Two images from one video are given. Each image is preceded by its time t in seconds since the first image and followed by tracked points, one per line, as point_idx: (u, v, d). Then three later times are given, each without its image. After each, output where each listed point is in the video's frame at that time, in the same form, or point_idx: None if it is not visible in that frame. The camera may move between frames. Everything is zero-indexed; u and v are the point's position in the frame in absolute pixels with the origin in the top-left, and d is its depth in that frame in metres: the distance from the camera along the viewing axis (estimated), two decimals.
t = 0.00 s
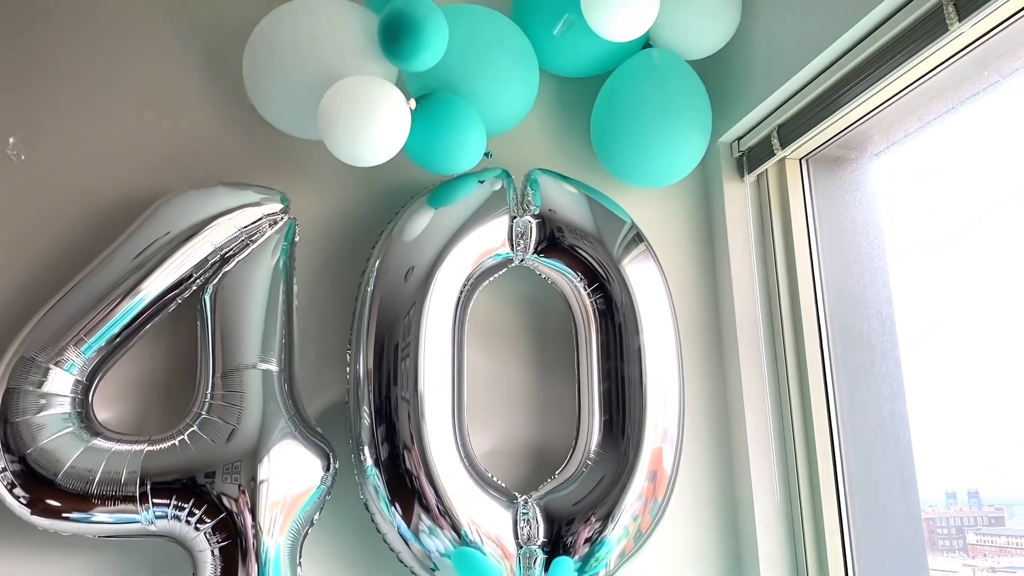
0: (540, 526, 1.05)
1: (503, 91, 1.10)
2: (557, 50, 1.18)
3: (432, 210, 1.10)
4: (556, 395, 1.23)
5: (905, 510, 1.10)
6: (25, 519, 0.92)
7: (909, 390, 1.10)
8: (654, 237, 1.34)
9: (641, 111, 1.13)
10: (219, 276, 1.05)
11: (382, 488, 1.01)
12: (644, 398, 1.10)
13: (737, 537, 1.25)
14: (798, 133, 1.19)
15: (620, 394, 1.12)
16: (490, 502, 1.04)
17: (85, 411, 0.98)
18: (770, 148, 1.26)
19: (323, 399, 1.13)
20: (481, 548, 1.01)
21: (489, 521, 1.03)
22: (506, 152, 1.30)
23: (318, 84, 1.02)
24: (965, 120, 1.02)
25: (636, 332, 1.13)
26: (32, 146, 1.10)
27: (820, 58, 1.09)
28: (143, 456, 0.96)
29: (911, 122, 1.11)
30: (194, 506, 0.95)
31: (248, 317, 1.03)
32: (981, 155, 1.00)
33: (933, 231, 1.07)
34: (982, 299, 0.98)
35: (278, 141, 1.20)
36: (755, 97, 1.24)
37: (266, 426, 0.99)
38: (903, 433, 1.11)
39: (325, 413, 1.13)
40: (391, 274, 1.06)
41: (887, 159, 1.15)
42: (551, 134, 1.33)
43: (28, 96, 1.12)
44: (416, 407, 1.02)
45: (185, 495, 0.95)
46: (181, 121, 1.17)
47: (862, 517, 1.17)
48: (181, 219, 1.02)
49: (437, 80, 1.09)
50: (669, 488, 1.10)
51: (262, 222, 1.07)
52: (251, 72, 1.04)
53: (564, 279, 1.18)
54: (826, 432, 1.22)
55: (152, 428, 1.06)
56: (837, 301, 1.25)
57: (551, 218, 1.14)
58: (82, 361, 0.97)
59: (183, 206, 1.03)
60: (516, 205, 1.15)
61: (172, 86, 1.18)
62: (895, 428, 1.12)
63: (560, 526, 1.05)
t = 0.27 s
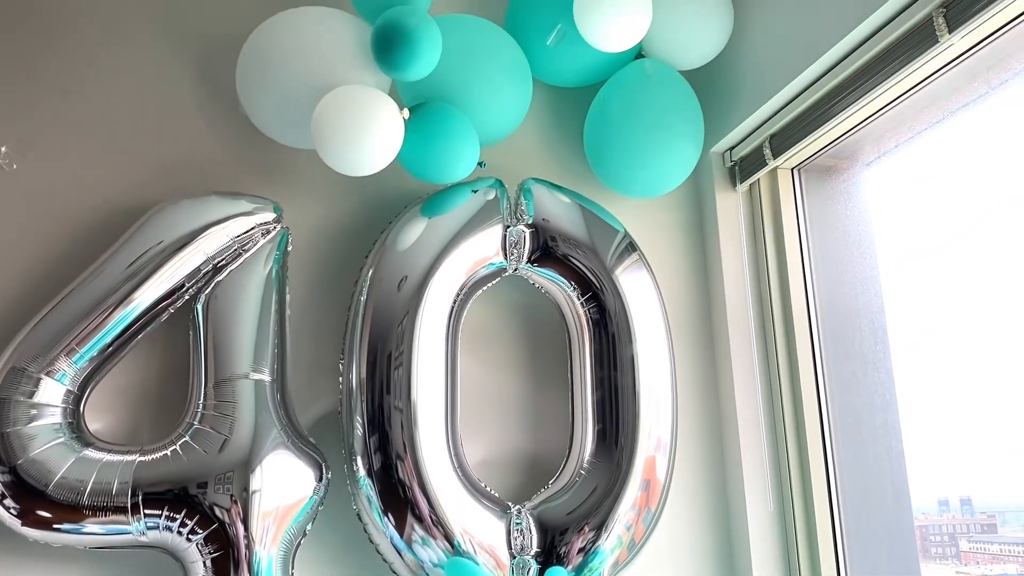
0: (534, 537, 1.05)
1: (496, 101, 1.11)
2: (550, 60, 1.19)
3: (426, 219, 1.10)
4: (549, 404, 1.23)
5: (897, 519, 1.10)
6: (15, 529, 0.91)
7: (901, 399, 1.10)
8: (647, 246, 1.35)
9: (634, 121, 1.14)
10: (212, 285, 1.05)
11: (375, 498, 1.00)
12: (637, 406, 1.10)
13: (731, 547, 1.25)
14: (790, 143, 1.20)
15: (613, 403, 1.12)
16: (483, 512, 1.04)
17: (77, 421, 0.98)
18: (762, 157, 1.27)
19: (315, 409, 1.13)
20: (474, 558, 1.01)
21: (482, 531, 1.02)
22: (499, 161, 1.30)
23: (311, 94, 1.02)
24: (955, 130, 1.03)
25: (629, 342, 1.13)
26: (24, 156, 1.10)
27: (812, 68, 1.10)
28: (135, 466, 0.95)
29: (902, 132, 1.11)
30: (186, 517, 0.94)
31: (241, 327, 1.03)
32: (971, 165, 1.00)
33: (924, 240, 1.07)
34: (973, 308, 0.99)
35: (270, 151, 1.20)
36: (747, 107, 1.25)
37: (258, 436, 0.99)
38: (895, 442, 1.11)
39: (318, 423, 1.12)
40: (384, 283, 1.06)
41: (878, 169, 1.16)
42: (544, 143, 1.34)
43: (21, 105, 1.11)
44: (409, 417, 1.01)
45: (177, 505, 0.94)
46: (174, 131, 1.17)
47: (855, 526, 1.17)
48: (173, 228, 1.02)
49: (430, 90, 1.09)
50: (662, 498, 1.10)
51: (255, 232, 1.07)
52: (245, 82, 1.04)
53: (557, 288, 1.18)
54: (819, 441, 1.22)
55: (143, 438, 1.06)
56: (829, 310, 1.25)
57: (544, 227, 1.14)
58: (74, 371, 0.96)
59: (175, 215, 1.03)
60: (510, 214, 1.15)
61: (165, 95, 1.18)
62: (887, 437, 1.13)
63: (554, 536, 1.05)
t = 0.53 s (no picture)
0: (530, 543, 1.06)
1: (493, 109, 1.11)
2: (546, 67, 1.19)
3: (423, 226, 1.11)
4: (545, 410, 1.23)
5: (890, 524, 1.10)
6: (11, 537, 0.91)
7: (894, 405, 1.11)
8: (642, 252, 1.35)
9: (630, 128, 1.14)
10: (208, 292, 1.05)
11: (371, 505, 1.00)
12: (633, 412, 1.11)
13: (726, 553, 1.25)
14: (784, 151, 1.21)
15: (609, 409, 1.13)
16: (479, 518, 1.04)
17: (73, 427, 0.98)
18: (756, 164, 1.28)
19: (312, 416, 1.13)
20: (471, 564, 1.01)
21: (479, 537, 1.03)
22: (495, 168, 1.31)
23: (308, 101, 1.03)
24: (948, 137, 1.04)
25: (625, 348, 1.13)
26: (20, 162, 1.10)
27: (806, 76, 1.11)
28: (132, 473, 0.95)
29: (895, 140, 1.12)
30: (183, 524, 0.94)
31: (238, 334, 1.03)
32: (963, 173, 1.01)
33: (917, 247, 1.08)
34: (965, 314, 1.00)
35: (267, 157, 1.20)
36: (741, 115, 1.26)
37: (256, 442, 0.99)
38: (888, 448, 1.12)
39: (315, 430, 1.12)
40: (381, 289, 1.07)
41: (872, 176, 1.17)
42: (539, 150, 1.34)
43: (17, 111, 1.11)
44: (406, 424, 1.02)
45: (174, 512, 0.94)
46: (170, 137, 1.17)
47: (849, 532, 1.18)
48: (170, 235, 1.02)
49: (427, 98, 1.10)
50: (658, 504, 1.10)
51: (252, 238, 1.07)
52: (242, 89, 1.04)
53: (554, 295, 1.18)
54: (813, 447, 1.23)
55: (140, 445, 1.06)
56: (823, 316, 1.26)
57: (541, 234, 1.15)
58: (71, 378, 0.96)
59: (172, 222, 1.03)
60: (506, 221, 1.16)
61: (162, 102, 1.18)
62: (881, 443, 1.13)
63: (550, 542, 1.06)
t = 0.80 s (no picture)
0: (528, 544, 1.07)
1: (491, 113, 1.12)
2: (543, 71, 1.20)
3: (421, 229, 1.11)
4: (542, 412, 1.24)
5: (885, 525, 1.11)
6: (11, 539, 0.91)
7: (889, 407, 1.12)
8: (639, 255, 1.36)
9: (628, 131, 1.15)
10: (208, 295, 1.06)
11: (370, 506, 1.01)
12: (630, 414, 1.12)
13: (722, 554, 1.26)
14: (780, 154, 1.22)
15: (606, 412, 1.14)
16: (477, 520, 1.05)
17: (73, 431, 0.98)
18: (751, 168, 1.28)
19: (311, 419, 1.13)
20: (469, 565, 1.01)
21: (477, 539, 1.03)
22: (493, 171, 1.31)
23: (308, 105, 1.03)
24: (941, 142, 1.05)
25: (622, 350, 1.14)
26: (19, 165, 1.10)
27: (802, 81, 1.12)
28: (132, 476, 0.95)
29: (890, 144, 1.13)
30: (183, 526, 0.94)
31: (238, 337, 1.04)
32: (956, 177, 1.02)
33: (911, 250, 1.09)
34: (958, 317, 1.01)
35: (266, 161, 1.21)
36: (737, 119, 1.27)
37: (255, 445, 0.99)
38: (883, 449, 1.13)
39: (313, 433, 1.13)
40: (380, 292, 1.07)
41: (866, 179, 1.18)
42: (536, 153, 1.35)
43: (16, 115, 1.12)
44: (404, 426, 1.02)
45: (174, 515, 0.94)
46: (169, 141, 1.17)
47: (844, 533, 1.19)
48: (169, 239, 1.02)
49: (426, 102, 1.10)
50: (655, 505, 1.11)
51: (251, 242, 1.07)
52: (241, 93, 1.05)
53: (551, 298, 1.19)
54: (808, 449, 1.24)
55: (139, 448, 1.06)
56: (818, 318, 1.27)
57: (538, 237, 1.16)
58: (70, 381, 0.97)
59: (171, 226, 1.03)
60: (504, 224, 1.16)
61: (160, 105, 1.19)
62: (876, 444, 1.14)
63: (548, 543, 1.06)
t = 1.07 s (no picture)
0: (527, 541, 1.07)
1: (490, 112, 1.12)
2: (541, 70, 1.20)
3: (420, 228, 1.12)
4: (541, 410, 1.25)
5: (880, 521, 1.12)
6: (12, 537, 0.92)
7: (884, 404, 1.13)
8: (636, 254, 1.37)
9: (625, 130, 1.16)
10: (207, 294, 1.06)
11: (370, 504, 1.02)
12: (628, 412, 1.12)
13: (719, 550, 1.27)
14: (776, 153, 1.22)
15: (604, 409, 1.14)
16: (476, 516, 1.05)
17: (74, 428, 0.98)
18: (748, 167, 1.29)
19: (311, 417, 1.14)
20: (468, 562, 1.02)
21: (476, 536, 1.04)
22: (491, 170, 1.32)
23: (307, 104, 1.03)
24: (935, 140, 1.06)
25: (620, 348, 1.15)
26: (19, 164, 1.10)
27: (798, 80, 1.13)
28: (133, 474, 0.96)
29: (885, 142, 1.14)
30: (184, 524, 0.95)
31: (238, 336, 1.04)
32: (948, 178, 1.04)
33: (906, 248, 1.10)
34: (952, 314, 1.02)
35: (265, 160, 1.21)
36: (733, 118, 1.27)
37: (255, 442, 1.00)
38: (878, 445, 1.14)
39: (313, 430, 1.13)
40: (379, 291, 1.08)
41: (861, 178, 1.19)
42: (534, 152, 1.36)
43: (16, 113, 1.12)
44: (404, 423, 1.03)
45: (175, 513, 0.95)
46: (168, 139, 1.18)
47: (839, 528, 1.20)
48: (169, 238, 1.03)
49: (425, 101, 1.11)
50: (652, 502, 1.12)
51: (250, 240, 1.07)
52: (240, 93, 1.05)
53: (550, 296, 1.20)
54: (804, 445, 1.25)
55: (139, 446, 1.06)
56: (814, 316, 1.28)
57: (536, 235, 1.16)
58: (71, 379, 0.97)
59: (171, 225, 1.04)
60: (502, 222, 1.17)
61: (159, 104, 1.19)
62: (871, 440, 1.15)
63: (546, 540, 1.07)
